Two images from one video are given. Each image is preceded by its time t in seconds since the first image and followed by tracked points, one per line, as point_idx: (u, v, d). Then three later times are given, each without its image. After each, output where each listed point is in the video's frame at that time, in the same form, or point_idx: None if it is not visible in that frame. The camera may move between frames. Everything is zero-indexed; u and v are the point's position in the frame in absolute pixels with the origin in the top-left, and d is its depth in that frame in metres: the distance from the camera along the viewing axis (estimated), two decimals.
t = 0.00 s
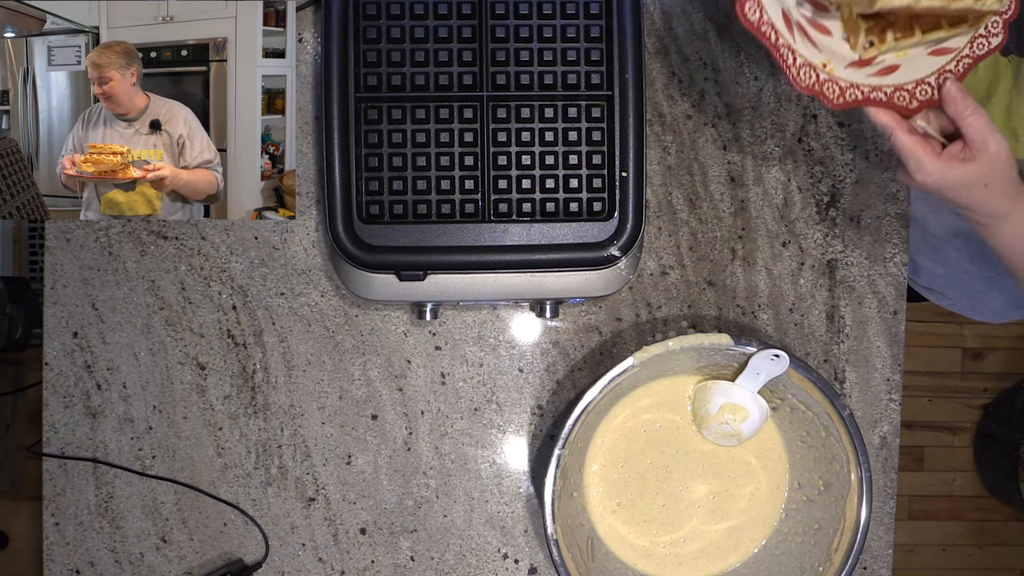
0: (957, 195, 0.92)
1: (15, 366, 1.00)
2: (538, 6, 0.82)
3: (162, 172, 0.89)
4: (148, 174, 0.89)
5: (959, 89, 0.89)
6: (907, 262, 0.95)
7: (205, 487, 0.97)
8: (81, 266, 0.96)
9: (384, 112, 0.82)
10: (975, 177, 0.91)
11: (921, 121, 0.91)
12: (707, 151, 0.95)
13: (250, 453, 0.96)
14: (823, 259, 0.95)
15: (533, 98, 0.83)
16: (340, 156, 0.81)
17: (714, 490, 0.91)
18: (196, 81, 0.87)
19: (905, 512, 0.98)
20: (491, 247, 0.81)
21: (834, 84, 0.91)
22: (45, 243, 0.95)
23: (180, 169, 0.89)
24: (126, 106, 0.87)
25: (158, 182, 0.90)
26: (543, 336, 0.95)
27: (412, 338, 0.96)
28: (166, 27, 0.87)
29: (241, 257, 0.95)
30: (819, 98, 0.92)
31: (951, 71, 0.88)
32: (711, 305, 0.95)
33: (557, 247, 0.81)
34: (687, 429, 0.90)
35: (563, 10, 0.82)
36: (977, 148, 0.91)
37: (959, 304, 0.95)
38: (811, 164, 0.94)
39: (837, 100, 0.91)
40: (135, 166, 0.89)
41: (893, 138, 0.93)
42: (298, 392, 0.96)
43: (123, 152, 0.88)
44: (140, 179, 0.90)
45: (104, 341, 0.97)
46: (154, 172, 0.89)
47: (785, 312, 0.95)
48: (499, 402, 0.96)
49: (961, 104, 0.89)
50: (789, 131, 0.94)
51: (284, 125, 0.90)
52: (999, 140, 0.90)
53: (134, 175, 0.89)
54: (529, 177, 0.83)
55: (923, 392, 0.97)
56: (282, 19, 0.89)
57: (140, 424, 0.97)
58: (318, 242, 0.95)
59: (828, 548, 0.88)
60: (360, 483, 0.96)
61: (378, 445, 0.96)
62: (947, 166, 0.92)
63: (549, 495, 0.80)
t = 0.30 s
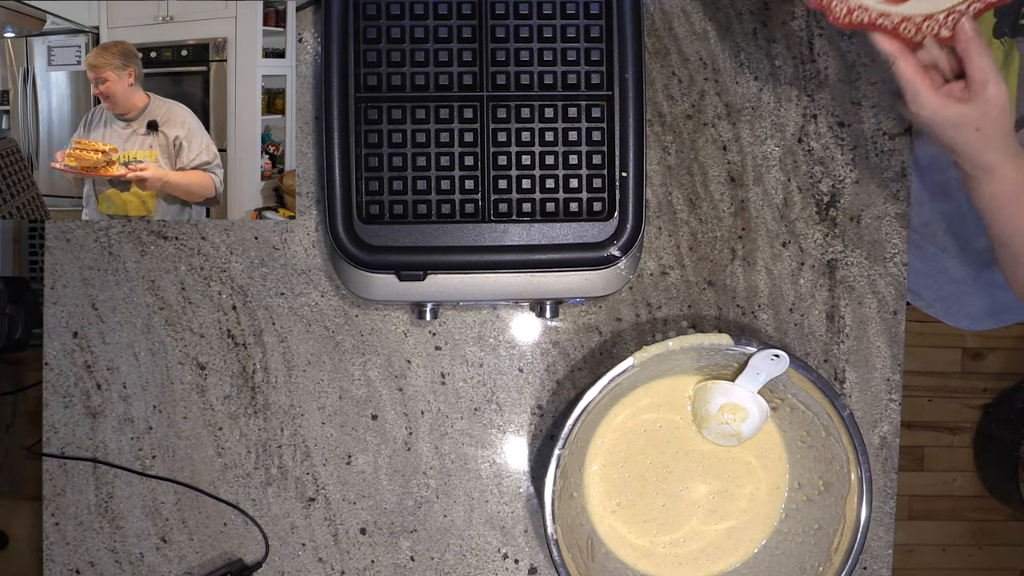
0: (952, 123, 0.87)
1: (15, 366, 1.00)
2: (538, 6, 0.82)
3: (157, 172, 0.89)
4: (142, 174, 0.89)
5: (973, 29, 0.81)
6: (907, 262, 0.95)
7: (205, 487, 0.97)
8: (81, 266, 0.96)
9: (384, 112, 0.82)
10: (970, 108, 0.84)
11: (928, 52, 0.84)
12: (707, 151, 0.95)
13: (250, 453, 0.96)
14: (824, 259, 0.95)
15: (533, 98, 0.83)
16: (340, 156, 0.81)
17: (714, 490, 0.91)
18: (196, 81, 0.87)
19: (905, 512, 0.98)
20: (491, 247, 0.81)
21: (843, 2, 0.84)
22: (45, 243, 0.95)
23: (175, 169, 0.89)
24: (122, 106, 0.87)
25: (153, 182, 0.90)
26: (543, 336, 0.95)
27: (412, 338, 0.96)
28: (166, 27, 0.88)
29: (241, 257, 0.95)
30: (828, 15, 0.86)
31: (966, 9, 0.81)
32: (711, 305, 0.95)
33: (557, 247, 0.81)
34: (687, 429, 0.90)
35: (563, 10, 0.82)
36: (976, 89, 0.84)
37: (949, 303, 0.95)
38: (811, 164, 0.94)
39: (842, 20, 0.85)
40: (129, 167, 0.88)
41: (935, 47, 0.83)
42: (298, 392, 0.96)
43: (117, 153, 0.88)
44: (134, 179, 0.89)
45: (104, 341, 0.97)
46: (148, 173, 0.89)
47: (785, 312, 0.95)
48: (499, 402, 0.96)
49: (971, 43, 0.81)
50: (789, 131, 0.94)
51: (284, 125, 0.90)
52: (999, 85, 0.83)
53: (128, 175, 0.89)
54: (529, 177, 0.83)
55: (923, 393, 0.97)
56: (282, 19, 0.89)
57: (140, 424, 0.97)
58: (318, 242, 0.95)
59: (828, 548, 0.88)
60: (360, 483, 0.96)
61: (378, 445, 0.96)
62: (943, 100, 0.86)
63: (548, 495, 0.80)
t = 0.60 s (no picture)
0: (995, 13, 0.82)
1: (15, 366, 1.00)
2: (538, 6, 0.82)
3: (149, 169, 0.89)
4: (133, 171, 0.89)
5: None
6: (907, 262, 0.95)
7: (205, 487, 0.97)
8: (81, 266, 0.96)
9: (384, 112, 0.82)
10: None
11: None
12: (707, 151, 0.95)
13: (250, 453, 0.96)
14: (824, 259, 0.95)
15: (533, 98, 0.83)
16: (340, 156, 0.81)
17: (714, 490, 0.91)
18: (197, 81, 0.87)
19: (905, 511, 0.98)
20: (491, 247, 0.81)
21: None
22: (45, 243, 0.95)
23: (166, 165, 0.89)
24: (116, 104, 0.87)
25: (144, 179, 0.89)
26: (543, 336, 0.95)
27: (412, 338, 0.96)
28: (165, 27, 0.88)
29: (241, 257, 0.95)
30: None
31: None
32: (711, 305, 0.95)
33: (557, 247, 0.81)
34: (687, 429, 0.91)
35: (563, 10, 0.82)
36: None
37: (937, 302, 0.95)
38: (810, 164, 0.94)
39: None
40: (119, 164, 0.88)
41: None
42: (298, 392, 0.96)
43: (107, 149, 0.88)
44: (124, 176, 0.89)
45: (104, 341, 0.97)
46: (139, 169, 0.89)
47: (785, 312, 0.95)
48: (499, 402, 0.96)
49: None
50: (788, 131, 0.94)
51: (284, 125, 0.90)
52: None
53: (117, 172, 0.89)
54: (529, 177, 0.83)
55: (923, 392, 0.97)
56: (282, 19, 0.89)
57: (140, 424, 0.97)
58: (318, 243, 0.95)
59: (828, 548, 0.88)
60: (360, 483, 0.96)
61: (378, 445, 0.96)
62: None
63: (548, 495, 0.80)
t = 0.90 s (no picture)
0: None
1: (15, 366, 1.00)
2: (538, 6, 0.82)
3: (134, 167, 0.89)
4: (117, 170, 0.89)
5: None
6: (907, 262, 0.95)
7: (205, 487, 0.97)
8: (82, 266, 0.96)
9: (384, 112, 0.82)
10: None
11: None
12: (707, 151, 0.95)
13: (250, 453, 0.96)
14: (823, 259, 0.95)
15: (533, 98, 0.83)
16: (340, 156, 0.81)
17: (714, 490, 0.91)
18: (195, 80, 0.87)
19: (905, 511, 0.99)
20: (492, 247, 0.81)
21: None
22: (45, 243, 0.95)
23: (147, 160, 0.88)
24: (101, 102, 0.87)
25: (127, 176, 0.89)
26: (543, 336, 0.95)
27: (412, 338, 0.96)
28: (166, 27, 0.88)
29: (241, 257, 0.95)
30: None
31: None
32: (711, 305, 0.95)
33: (557, 247, 0.81)
34: (687, 429, 0.91)
35: (563, 10, 0.82)
36: None
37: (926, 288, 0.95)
38: (810, 164, 0.94)
39: None
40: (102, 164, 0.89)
41: None
42: (298, 392, 0.96)
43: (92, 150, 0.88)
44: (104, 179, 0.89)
45: (105, 341, 0.97)
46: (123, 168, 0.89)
47: (785, 312, 0.95)
48: (499, 402, 0.96)
49: None
50: (788, 131, 0.94)
51: (284, 125, 0.90)
52: None
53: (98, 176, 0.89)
54: (529, 177, 0.83)
55: (923, 392, 0.97)
56: (282, 19, 0.89)
57: (140, 424, 0.97)
58: (318, 243, 0.95)
59: (828, 548, 0.88)
60: (360, 483, 0.96)
61: (378, 445, 0.96)
62: None
63: (548, 495, 0.80)
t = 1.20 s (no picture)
0: None
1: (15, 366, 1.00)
2: (538, 7, 0.82)
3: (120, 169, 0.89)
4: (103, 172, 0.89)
5: None
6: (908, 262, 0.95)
7: (205, 487, 0.97)
8: (82, 266, 0.96)
9: (384, 112, 0.82)
10: None
11: None
12: (707, 151, 0.95)
13: (250, 453, 0.96)
14: (823, 258, 0.95)
15: (533, 98, 0.83)
16: (340, 156, 0.81)
17: (714, 490, 0.91)
18: (195, 80, 0.87)
19: (905, 512, 0.99)
20: (491, 247, 0.81)
21: None
22: (45, 243, 0.95)
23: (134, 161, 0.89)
24: (82, 107, 0.88)
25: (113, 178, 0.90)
26: (543, 336, 0.95)
27: (412, 338, 0.96)
28: (165, 27, 0.88)
29: (241, 257, 0.95)
30: None
31: None
32: (711, 305, 0.95)
33: (557, 247, 0.81)
34: (687, 429, 0.91)
35: (563, 10, 0.82)
36: None
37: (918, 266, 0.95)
38: (810, 164, 0.94)
39: None
40: (84, 170, 0.89)
41: None
42: (298, 392, 0.96)
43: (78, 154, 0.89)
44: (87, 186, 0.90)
45: (105, 341, 0.97)
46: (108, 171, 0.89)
47: (785, 312, 0.95)
48: (499, 402, 0.96)
49: None
50: (788, 131, 0.94)
51: (284, 125, 0.90)
52: None
53: (82, 181, 0.90)
54: (529, 177, 0.83)
55: (923, 392, 0.98)
56: (282, 19, 0.89)
57: (140, 424, 0.97)
58: (318, 243, 0.95)
59: (828, 548, 0.88)
60: (360, 483, 0.96)
61: (378, 445, 0.96)
62: None
63: (548, 495, 0.80)
